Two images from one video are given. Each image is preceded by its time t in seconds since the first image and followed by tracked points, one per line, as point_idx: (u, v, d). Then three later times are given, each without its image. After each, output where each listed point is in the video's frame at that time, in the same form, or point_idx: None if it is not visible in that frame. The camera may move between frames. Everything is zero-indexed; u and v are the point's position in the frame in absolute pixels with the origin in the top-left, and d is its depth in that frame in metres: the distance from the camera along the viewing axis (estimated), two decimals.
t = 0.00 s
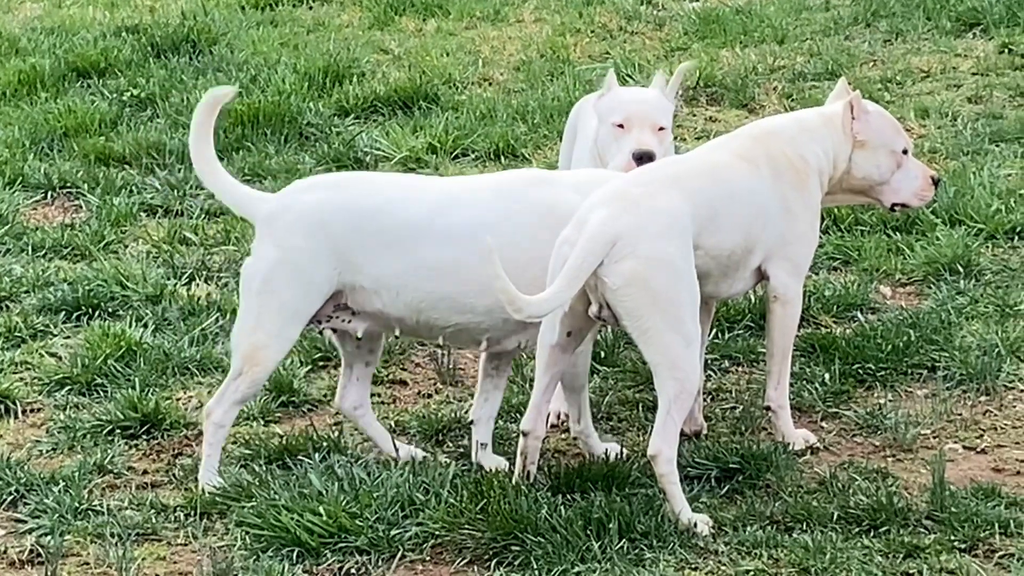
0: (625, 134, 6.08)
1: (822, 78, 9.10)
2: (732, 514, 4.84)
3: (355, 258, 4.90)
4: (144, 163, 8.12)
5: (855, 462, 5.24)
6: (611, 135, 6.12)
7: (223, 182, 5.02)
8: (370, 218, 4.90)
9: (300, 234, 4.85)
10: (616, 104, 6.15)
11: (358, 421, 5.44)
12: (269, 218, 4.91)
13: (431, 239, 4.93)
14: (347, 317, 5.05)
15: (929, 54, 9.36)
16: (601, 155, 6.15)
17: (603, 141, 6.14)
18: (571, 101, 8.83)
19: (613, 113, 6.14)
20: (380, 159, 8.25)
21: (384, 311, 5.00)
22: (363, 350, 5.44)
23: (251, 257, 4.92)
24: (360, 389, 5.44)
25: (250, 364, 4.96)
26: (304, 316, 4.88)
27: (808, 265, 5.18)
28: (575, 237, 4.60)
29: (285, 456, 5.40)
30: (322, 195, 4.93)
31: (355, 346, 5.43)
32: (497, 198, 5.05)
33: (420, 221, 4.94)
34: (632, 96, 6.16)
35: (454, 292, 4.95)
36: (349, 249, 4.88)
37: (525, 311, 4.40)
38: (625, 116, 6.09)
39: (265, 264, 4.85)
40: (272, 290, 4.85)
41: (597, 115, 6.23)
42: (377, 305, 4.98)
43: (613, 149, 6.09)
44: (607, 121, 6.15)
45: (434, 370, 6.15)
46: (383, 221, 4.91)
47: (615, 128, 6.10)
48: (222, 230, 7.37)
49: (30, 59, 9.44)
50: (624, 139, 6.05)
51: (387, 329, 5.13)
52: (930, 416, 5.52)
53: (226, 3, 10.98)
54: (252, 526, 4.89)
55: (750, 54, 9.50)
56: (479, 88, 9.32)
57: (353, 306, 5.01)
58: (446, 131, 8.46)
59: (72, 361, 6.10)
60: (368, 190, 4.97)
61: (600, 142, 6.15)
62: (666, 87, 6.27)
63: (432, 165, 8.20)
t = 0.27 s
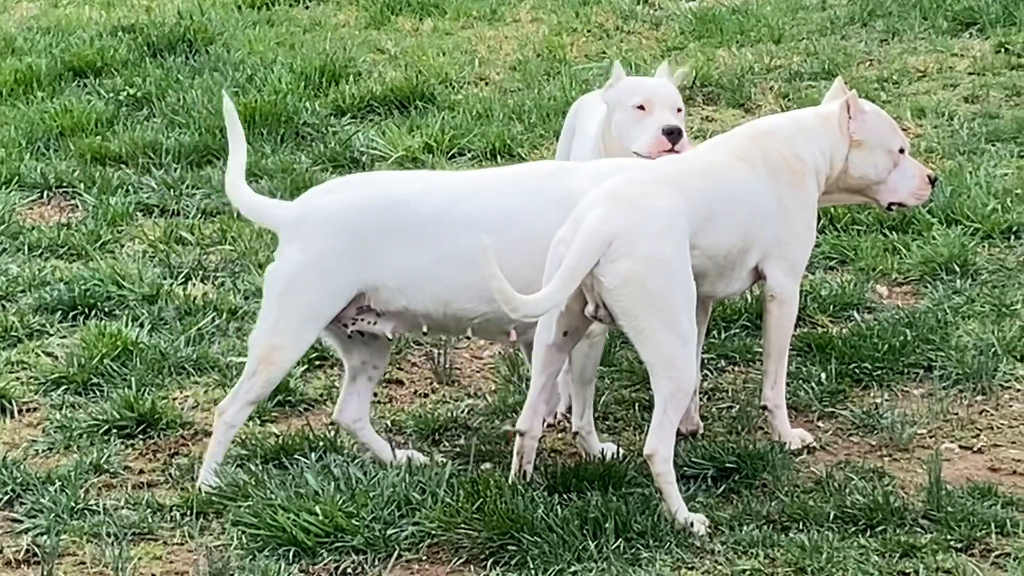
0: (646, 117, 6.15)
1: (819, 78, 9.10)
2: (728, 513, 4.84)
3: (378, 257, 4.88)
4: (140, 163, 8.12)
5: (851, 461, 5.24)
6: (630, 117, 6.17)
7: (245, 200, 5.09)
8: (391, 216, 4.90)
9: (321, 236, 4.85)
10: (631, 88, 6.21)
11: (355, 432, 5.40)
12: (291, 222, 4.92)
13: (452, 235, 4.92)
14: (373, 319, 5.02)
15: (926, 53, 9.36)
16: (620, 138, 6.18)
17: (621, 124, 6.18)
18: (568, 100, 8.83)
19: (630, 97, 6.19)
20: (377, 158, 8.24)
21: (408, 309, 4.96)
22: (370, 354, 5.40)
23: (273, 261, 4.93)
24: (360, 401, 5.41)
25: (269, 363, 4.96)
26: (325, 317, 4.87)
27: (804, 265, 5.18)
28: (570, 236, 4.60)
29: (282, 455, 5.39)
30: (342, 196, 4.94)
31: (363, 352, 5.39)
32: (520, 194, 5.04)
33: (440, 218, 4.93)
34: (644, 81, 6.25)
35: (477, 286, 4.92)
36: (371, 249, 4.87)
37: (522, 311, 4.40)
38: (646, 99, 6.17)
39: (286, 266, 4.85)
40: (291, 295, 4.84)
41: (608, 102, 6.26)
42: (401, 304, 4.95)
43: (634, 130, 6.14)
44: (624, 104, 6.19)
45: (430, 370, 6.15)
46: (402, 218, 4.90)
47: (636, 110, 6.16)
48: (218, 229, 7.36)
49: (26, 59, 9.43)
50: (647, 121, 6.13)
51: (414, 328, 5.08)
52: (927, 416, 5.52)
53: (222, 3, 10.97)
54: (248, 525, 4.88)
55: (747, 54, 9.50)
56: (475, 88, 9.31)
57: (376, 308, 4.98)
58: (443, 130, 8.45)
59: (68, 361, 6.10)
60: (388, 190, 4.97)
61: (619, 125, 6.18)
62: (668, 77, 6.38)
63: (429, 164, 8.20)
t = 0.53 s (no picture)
0: (664, 104, 6.19)
1: (815, 77, 9.10)
2: (723, 513, 4.84)
3: (401, 249, 4.89)
4: (136, 162, 8.11)
5: (847, 461, 5.24)
6: (648, 103, 6.18)
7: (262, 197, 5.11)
8: (412, 207, 4.90)
9: (341, 231, 4.86)
10: (646, 76, 6.24)
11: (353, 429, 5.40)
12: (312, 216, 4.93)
13: (473, 226, 4.93)
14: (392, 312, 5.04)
15: (922, 52, 9.36)
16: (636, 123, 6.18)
17: (638, 108, 6.18)
18: (564, 100, 8.83)
19: (647, 85, 6.22)
20: (372, 158, 8.24)
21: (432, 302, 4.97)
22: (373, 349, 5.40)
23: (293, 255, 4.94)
24: (361, 398, 5.41)
25: (292, 357, 4.99)
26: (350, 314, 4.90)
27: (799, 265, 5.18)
28: (566, 236, 4.60)
29: (277, 454, 5.39)
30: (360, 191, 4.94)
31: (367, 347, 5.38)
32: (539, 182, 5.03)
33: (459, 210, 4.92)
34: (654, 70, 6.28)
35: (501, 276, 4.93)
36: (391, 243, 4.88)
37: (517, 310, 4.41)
38: (663, 87, 6.21)
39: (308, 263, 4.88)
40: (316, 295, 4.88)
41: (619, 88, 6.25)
42: (425, 297, 4.95)
43: (654, 117, 6.16)
44: (641, 91, 6.20)
45: (426, 370, 6.14)
46: (422, 211, 4.90)
47: (655, 97, 6.18)
48: (214, 229, 7.35)
49: (22, 58, 9.42)
50: (667, 109, 6.17)
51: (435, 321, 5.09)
52: (922, 415, 5.52)
53: (218, 2, 10.96)
54: (244, 525, 4.88)
55: (743, 53, 9.50)
56: (471, 87, 9.31)
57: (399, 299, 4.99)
58: (438, 130, 8.45)
59: (64, 360, 6.09)
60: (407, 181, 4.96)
61: (636, 109, 6.18)
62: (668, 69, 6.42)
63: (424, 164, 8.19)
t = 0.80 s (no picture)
0: (671, 95, 6.27)
1: (810, 77, 9.10)
2: (719, 513, 4.84)
3: (426, 245, 4.93)
4: (131, 162, 8.10)
5: (842, 461, 5.24)
6: (656, 94, 6.27)
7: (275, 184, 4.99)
8: (437, 201, 4.95)
9: (368, 229, 4.87)
10: (651, 68, 6.33)
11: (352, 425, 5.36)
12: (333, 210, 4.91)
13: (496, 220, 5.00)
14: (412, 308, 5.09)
15: (917, 52, 9.37)
16: (644, 114, 6.25)
17: (646, 99, 6.26)
18: (559, 100, 8.82)
19: (652, 77, 6.30)
20: (368, 157, 8.24)
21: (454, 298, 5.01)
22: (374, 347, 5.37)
23: (317, 249, 4.93)
24: (362, 393, 5.37)
25: (334, 354, 4.98)
26: (384, 310, 4.92)
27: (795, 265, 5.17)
28: (561, 236, 4.60)
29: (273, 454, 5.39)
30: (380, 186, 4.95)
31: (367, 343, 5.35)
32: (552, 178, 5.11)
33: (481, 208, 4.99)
34: (658, 63, 6.37)
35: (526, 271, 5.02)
36: (419, 239, 4.92)
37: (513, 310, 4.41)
38: (669, 78, 6.30)
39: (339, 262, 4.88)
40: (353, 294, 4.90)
41: (624, 80, 6.33)
42: (447, 294, 5.00)
43: (662, 107, 6.25)
44: (648, 82, 6.29)
45: (421, 369, 6.14)
46: (445, 207, 4.95)
47: (662, 88, 6.27)
48: (209, 228, 7.35)
49: (17, 58, 9.41)
50: (675, 99, 6.25)
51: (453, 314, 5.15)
52: (917, 415, 5.52)
53: (213, 2, 10.95)
54: (239, 525, 4.88)
55: (738, 53, 9.51)
56: (466, 87, 9.31)
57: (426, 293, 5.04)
58: (434, 129, 8.44)
59: (59, 360, 6.08)
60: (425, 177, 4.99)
61: (643, 100, 6.26)
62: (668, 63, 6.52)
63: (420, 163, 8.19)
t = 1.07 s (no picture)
0: (667, 86, 6.34)
1: (803, 76, 9.10)
2: (712, 512, 4.84)
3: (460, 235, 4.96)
4: (124, 161, 8.09)
5: (835, 460, 5.24)
6: (652, 85, 6.32)
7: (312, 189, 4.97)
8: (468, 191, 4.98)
9: (409, 218, 4.89)
10: (644, 60, 6.37)
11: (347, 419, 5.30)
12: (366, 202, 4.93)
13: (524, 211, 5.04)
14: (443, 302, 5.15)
15: (910, 52, 9.37)
16: (641, 106, 6.30)
17: (642, 91, 6.30)
18: (553, 99, 8.82)
19: (648, 69, 6.35)
20: (361, 157, 8.24)
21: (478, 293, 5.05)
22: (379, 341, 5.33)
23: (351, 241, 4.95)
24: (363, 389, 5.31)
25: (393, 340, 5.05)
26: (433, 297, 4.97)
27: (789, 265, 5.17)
28: (556, 235, 4.59)
29: (266, 454, 5.38)
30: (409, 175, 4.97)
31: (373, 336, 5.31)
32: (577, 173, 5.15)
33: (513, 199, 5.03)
34: (649, 55, 6.42)
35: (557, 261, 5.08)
36: (457, 228, 4.96)
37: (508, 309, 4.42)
38: (664, 69, 6.36)
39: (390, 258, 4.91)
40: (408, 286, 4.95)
41: (618, 73, 6.35)
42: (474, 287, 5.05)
43: (660, 98, 6.31)
44: (643, 75, 6.33)
45: (414, 369, 6.13)
46: (480, 197, 4.99)
47: (658, 79, 6.33)
48: (202, 227, 7.34)
49: (10, 58, 9.40)
50: (672, 90, 6.32)
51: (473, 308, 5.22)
52: (910, 414, 5.52)
53: (206, 2, 10.94)
54: (232, 524, 4.87)
55: (731, 53, 9.51)
56: (460, 87, 9.30)
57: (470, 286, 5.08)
58: (428, 129, 8.44)
59: (52, 360, 6.08)
60: (452, 168, 5.02)
61: (640, 92, 6.30)
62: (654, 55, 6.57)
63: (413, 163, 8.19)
